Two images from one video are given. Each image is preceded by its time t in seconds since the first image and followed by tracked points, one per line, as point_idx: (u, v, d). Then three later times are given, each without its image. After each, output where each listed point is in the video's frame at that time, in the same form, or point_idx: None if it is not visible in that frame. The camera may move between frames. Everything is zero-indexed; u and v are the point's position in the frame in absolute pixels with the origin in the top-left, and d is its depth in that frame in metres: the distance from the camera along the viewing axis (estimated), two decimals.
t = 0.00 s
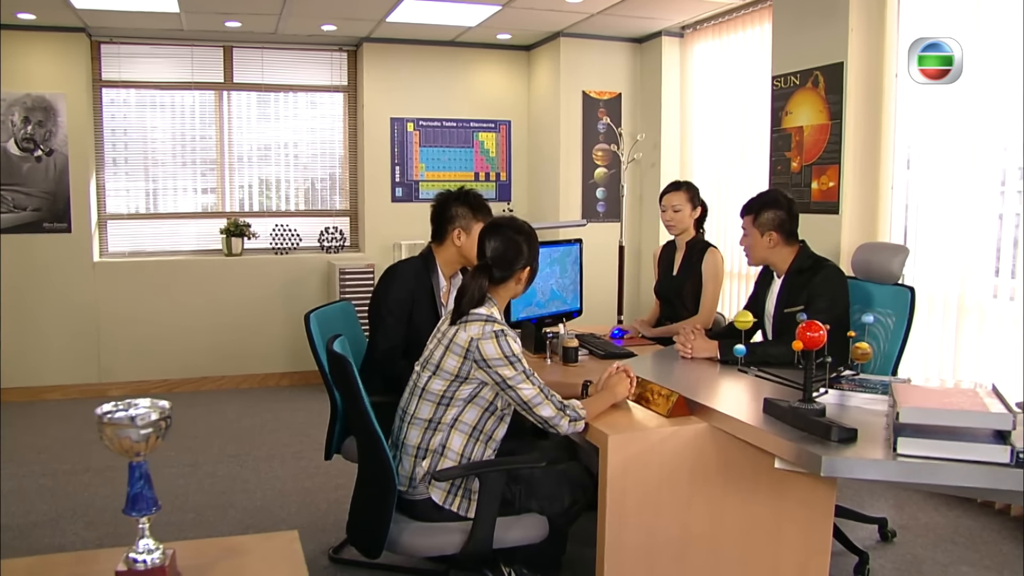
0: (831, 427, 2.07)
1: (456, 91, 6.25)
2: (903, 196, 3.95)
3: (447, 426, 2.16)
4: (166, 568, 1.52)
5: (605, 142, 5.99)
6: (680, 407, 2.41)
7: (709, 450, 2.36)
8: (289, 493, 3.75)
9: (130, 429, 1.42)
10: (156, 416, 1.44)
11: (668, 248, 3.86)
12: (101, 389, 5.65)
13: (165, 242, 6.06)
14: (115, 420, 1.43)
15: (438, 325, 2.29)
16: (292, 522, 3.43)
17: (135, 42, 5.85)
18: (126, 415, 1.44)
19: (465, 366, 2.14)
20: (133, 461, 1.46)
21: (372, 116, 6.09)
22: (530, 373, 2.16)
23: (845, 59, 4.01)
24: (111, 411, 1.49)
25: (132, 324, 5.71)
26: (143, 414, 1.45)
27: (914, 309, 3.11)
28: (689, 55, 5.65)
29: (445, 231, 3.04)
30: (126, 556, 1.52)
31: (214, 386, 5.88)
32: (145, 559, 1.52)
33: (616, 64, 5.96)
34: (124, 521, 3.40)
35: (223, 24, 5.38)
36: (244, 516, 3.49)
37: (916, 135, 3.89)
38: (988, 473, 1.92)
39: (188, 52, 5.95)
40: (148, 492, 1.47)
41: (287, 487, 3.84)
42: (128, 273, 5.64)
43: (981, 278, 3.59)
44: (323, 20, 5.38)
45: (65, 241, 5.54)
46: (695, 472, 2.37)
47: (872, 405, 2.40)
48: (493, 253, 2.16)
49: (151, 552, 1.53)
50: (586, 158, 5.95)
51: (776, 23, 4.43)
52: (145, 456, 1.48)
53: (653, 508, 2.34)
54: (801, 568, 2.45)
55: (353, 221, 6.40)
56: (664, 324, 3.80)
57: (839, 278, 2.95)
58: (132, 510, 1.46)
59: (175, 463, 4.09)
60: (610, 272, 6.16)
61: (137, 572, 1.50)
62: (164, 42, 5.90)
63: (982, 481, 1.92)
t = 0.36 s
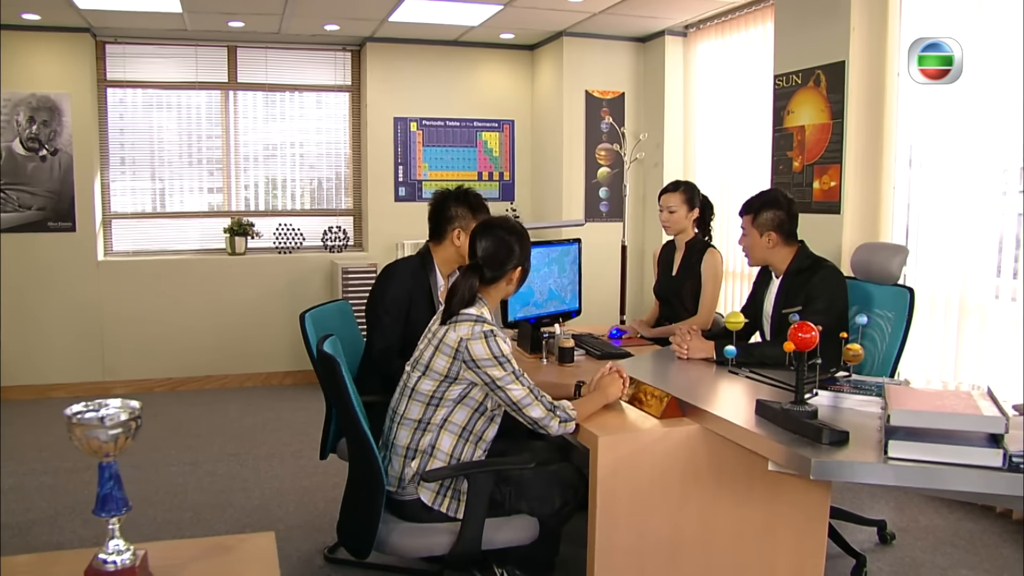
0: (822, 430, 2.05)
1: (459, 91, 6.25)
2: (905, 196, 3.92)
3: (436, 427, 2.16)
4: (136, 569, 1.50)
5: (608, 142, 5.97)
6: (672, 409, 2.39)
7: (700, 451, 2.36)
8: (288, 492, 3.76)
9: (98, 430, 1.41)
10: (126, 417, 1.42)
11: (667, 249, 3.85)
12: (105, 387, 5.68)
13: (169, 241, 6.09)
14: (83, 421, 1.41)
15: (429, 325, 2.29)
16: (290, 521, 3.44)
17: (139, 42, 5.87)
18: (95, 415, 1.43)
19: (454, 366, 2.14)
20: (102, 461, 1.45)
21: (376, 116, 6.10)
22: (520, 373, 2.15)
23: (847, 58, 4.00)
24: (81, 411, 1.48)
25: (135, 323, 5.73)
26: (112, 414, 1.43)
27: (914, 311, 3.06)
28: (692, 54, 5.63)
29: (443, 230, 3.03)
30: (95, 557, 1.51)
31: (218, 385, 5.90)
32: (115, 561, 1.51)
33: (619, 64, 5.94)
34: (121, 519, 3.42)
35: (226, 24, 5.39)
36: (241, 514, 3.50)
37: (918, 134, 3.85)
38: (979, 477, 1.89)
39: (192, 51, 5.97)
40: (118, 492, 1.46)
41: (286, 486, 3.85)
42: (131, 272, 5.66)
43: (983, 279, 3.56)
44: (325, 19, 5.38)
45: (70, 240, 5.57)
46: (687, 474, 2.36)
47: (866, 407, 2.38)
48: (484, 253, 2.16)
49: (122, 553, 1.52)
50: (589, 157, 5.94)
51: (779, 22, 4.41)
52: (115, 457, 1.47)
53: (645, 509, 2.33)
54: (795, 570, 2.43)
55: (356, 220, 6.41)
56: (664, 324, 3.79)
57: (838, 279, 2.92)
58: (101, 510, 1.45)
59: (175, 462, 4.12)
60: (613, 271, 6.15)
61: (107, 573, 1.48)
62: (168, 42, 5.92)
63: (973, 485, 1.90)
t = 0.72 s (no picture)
0: (813, 431, 2.04)
1: (463, 91, 6.25)
2: (907, 196, 3.90)
3: (427, 427, 2.16)
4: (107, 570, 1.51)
5: (611, 141, 5.96)
6: (665, 409, 2.38)
7: (692, 452, 2.34)
8: (287, 491, 3.77)
9: (69, 430, 1.41)
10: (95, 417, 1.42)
11: (666, 249, 3.84)
12: (109, 385, 5.71)
13: (174, 240, 6.11)
14: (54, 421, 1.42)
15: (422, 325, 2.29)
16: (287, 520, 3.45)
17: (143, 42, 5.90)
18: (66, 416, 1.44)
19: (444, 367, 2.14)
20: (74, 462, 1.46)
21: (379, 115, 6.11)
22: (510, 374, 2.15)
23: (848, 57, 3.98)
24: (54, 411, 1.49)
25: (140, 322, 5.76)
26: (83, 414, 1.44)
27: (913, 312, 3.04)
28: (695, 53, 5.61)
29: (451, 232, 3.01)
30: (69, 557, 1.52)
31: (222, 383, 5.92)
32: (87, 561, 1.51)
33: (623, 63, 5.93)
34: (119, 517, 3.43)
35: (230, 24, 5.41)
36: (239, 513, 3.51)
37: (920, 133, 3.84)
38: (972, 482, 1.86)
39: (197, 51, 5.99)
40: (90, 493, 1.48)
41: (285, 485, 3.87)
42: (134, 271, 5.69)
43: (985, 280, 3.53)
44: (329, 19, 5.40)
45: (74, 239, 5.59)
46: (679, 475, 2.35)
47: (860, 409, 2.36)
48: (475, 253, 2.16)
49: (94, 554, 1.53)
50: (592, 157, 5.93)
51: (780, 21, 4.40)
52: (87, 457, 1.48)
53: (637, 511, 2.31)
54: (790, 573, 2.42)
55: (360, 220, 6.42)
56: (663, 324, 3.77)
57: (835, 279, 2.91)
58: (73, 511, 1.46)
59: (176, 461, 4.14)
60: (616, 271, 6.14)
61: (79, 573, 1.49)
62: (173, 42, 5.94)
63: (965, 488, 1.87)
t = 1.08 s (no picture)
0: (806, 434, 2.02)
1: (467, 90, 6.25)
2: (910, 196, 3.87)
3: (419, 427, 2.16)
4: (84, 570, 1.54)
5: (616, 141, 5.95)
6: (659, 410, 2.37)
7: (687, 453, 2.33)
8: (287, 490, 3.79)
9: (44, 430, 1.42)
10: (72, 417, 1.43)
11: (667, 248, 3.82)
12: (115, 383, 5.75)
13: (180, 239, 6.15)
14: (29, 422, 1.42)
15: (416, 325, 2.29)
16: (287, 518, 3.47)
17: (149, 42, 5.93)
18: (42, 416, 1.44)
19: (437, 367, 2.14)
20: (51, 462, 1.47)
21: (383, 115, 6.11)
22: (502, 374, 2.14)
23: (851, 56, 3.96)
24: (29, 410, 1.47)
25: (145, 320, 5.79)
26: (59, 415, 1.45)
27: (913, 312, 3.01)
28: (700, 52, 5.60)
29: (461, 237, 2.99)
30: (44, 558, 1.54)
31: (226, 382, 5.95)
32: (63, 561, 1.54)
33: (627, 63, 5.92)
34: (120, 515, 3.46)
35: (234, 24, 5.42)
36: (239, 512, 3.52)
37: (924, 133, 3.81)
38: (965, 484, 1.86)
39: (202, 52, 6.02)
40: (66, 493, 1.51)
41: (286, 483, 3.88)
42: (139, 270, 5.72)
43: (987, 280, 3.51)
44: (333, 19, 5.41)
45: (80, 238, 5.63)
46: (673, 475, 2.33)
47: (855, 410, 2.34)
48: (469, 253, 2.15)
49: (70, 554, 1.55)
50: (596, 157, 5.92)
51: (783, 19, 4.37)
52: (63, 457, 1.50)
53: (631, 513, 2.30)
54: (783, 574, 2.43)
55: (365, 219, 6.43)
56: (664, 324, 3.77)
57: (832, 278, 2.89)
58: (49, 511, 1.49)
59: (179, 459, 4.17)
60: (621, 271, 6.13)
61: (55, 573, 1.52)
62: (178, 43, 5.97)
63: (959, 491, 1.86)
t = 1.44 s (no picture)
0: (799, 435, 1.99)
1: (472, 90, 6.26)
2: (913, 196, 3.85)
3: (412, 427, 2.16)
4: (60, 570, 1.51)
5: (620, 140, 5.94)
6: (653, 411, 2.37)
7: (681, 454, 2.33)
8: (287, 489, 3.80)
9: (20, 430, 1.40)
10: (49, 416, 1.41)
11: (667, 248, 3.82)
12: (121, 382, 5.79)
13: (185, 239, 6.17)
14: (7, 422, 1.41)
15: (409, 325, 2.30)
16: (286, 517, 3.48)
17: (155, 42, 5.95)
18: (19, 416, 1.42)
19: (429, 367, 2.14)
20: (27, 462, 1.45)
21: (388, 115, 6.12)
22: (495, 374, 2.14)
23: (854, 55, 3.94)
24: (7, 410, 1.45)
25: (150, 320, 5.82)
26: (37, 414, 1.43)
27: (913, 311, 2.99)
28: (704, 52, 5.58)
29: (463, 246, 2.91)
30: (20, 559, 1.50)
31: (231, 381, 5.97)
32: (39, 561, 1.51)
33: (632, 62, 5.91)
34: (121, 513, 3.48)
35: (239, 24, 5.43)
36: (239, 510, 3.54)
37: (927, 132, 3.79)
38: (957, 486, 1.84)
39: (207, 52, 6.04)
40: (44, 493, 1.48)
41: (286, 482, 3.90)
42: (144, 270, 5.75)
43: (990, 281, 3.49)
44: (337, 19, 5.42)
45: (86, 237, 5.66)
46: (667, 476, 2.33)
47: (851, 412, 2.33)
48: (460, 253, 2.16)
49: (47, 554, 1.52)
50: (600, 157, 5.91)
51: (787, 19, 4.36)
52: (42, 457, 1.47)
53: (624, 515, 2.30)
54: None
55: (369, 219, 6.44)
56: (663, 325, 3.76)
57: (834, 275, 2.91)
58: (27, 511, 1.47)
59: (181, 458, 4.19)
60: (624, 271, 6.13)
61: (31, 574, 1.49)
62: (184, 43, 5.99)
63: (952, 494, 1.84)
